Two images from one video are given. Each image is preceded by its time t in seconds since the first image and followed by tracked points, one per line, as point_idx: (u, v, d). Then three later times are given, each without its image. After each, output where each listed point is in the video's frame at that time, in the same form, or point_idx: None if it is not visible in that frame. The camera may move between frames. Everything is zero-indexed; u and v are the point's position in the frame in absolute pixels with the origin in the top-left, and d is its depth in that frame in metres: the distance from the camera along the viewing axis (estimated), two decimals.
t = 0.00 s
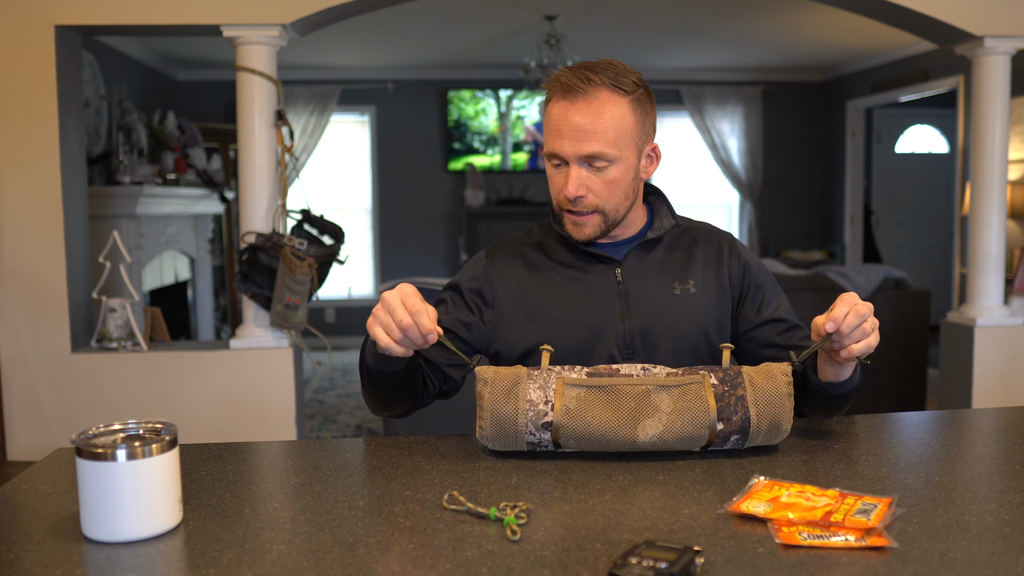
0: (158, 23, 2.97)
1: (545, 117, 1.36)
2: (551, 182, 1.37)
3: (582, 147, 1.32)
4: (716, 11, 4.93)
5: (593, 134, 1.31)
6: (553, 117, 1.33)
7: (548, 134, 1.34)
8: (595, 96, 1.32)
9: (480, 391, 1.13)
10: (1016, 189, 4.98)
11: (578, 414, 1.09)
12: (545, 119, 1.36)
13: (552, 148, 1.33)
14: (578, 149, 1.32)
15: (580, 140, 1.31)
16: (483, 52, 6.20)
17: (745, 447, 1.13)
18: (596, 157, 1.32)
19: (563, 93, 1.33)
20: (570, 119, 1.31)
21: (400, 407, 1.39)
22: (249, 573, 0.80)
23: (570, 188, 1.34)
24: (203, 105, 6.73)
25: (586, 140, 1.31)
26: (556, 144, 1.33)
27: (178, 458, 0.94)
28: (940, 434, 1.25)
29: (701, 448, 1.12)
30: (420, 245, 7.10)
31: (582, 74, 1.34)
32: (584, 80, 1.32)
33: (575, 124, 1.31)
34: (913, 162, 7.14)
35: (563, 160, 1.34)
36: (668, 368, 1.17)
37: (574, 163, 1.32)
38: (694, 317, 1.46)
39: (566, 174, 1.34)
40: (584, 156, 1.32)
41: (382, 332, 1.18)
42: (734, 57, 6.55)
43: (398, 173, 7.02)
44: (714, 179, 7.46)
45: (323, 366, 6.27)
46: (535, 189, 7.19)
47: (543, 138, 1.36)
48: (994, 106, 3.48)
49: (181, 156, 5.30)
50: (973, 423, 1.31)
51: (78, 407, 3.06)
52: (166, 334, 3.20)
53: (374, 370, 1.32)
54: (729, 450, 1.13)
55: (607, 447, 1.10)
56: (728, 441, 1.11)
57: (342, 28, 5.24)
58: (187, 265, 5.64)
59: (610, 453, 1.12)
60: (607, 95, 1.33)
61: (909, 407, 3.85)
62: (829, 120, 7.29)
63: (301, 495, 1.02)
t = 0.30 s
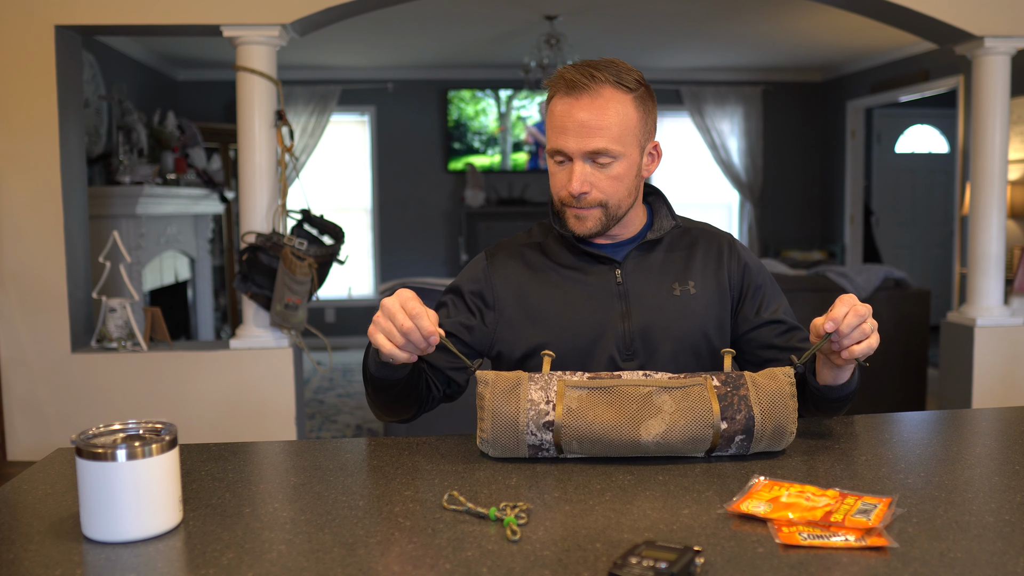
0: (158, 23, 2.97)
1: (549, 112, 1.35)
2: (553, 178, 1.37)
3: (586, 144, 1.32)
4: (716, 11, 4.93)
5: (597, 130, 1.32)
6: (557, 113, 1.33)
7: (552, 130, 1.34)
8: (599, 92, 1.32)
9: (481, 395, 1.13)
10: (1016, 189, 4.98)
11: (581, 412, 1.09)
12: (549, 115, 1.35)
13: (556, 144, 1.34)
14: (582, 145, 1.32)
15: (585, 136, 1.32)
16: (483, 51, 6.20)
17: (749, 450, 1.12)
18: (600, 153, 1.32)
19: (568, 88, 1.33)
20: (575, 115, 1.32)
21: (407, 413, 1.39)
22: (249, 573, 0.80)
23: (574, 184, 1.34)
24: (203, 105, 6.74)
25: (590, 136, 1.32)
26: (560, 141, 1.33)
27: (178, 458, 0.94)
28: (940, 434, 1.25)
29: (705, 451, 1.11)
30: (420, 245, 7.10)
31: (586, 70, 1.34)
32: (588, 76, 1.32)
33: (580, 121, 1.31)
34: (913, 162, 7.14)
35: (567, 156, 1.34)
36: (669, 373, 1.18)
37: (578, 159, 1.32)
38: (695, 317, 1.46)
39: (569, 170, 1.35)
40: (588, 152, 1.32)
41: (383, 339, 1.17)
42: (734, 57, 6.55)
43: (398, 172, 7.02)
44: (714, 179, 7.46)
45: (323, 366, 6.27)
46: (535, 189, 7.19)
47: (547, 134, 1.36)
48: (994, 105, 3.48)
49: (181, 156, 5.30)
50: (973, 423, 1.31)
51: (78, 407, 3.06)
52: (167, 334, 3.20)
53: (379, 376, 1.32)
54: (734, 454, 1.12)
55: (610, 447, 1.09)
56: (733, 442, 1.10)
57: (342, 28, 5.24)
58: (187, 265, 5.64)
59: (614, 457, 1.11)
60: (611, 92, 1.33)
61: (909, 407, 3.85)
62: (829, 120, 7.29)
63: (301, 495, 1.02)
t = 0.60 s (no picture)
0: (158, 23, 2.97)
1: (569, 120, 1.35)
2: (582, 185, 1.37)
3: (620, 143, 1.33)
4: (716, 11, 4.93)
5: (628, 127, 1.32)
6: (583, 116, 1.33)
7: (579, 136, 1.34)
8: (620, 90, 1.33)
9: (485, 394, 1.13)
10: (1016, 189, 4.98)
11: (583, 413, 1.09)
12: (569, 122, 1.35)
13: (587, 148, 1.33)
14: (616, 144, 1.32)
15: (618, 135, 1.32)
16: (483, 51, 6.20)
17: (751, 449, 1.12)
18: (633, 150, 1.33)
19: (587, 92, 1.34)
20: (603, 116, 1.32)
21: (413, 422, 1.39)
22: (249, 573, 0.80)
23: (611, 185, 1.34)
24: (203, 105, 6.74)
25: (622, 135, 1.32)
26: (591, 143, 1.33)
27: (177, 458, 0.94)
28: (941, 434, 1.25)
29: (707, 449, 1.11)
30: (420, 245, 7.10)
31: (599, 71, 1.35)
32: (604, 77, 1.33)
33: (609, 121, 1.32)
34: (913, 162, 7.14)
35: (599, 158, 1.34)
36: (672, 371, 1.18)
37: (612, 159, 1.33)
38: (694, 319, 1.46)
39: (602, 172, 1.35)
40: (623, 150, 1.32)
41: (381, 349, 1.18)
42: (734, 57, 6.55)
43: (398, 172, 7.02)
44: (714, 179, 7.46)
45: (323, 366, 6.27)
46: (535, 189, 7.19)
47: (572, 140, 1.35)
48: (994, 106, 3.48)
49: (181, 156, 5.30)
50: (973, 423, 1.31)
51: (78, 407, 3.06)
52: (167, 334, 3.19)
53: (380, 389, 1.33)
54: (736, 451, 1.13)
55: (612, 447, 1.09)
56: (734, 443, 1.11)
57: (341, 28, 5.24)
58: (187, 265, 5.64)
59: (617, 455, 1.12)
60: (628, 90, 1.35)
61: (909, 407, 3.85)
62: (829, 120, 7.29)
63: (301, 495, 1.02)
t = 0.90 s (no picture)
0: (158, 23, 2.97)
1: (592, 120, 1.36)
2: (606, 184, 1.38)
3: (647, 141, 1.35)
4: (716, 11, 4.93)
5: (653, 123, 1.35)
6: (608, 114, 1.35)
7: (605, 135, 1.35)
8: (641, 89, 1.36)
9: (485, 395, 1.14)
10: (1016, 189, 4.98)
11: (583, 412, 1.09)
12: (593, 122, 1.36)
13: (615, 146, 1.35)
14: (644, 140, 1.34)
15: (645, 131, 1.34)
16: (482, 52, 6.20)
17: (750, 449, 1.12)
18: (658, 146, 1.36)
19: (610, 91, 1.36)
20: (629, 113, 1.34)
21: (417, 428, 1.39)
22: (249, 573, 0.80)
23: (639, 182, 1.36)
24: (203, 105, 6.74)
25: (649, 133, 1.34)
26: (619, 141, 1.34)
27: (178, 458, 0.94)
28: (941, 434, 1.25)
29: (706, 450, 1.11)
30: (420, 245, 7.10)
31: (618, 72, 1.38)
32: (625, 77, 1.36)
33: (635, 119, 1.34)
34: (913, 163, 7.14)
35: (627, 155, 1.35)
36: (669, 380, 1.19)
37: (640, 156, 1.35)
38: (694, 320, 1.46)
39: (629, 170, 1.36)
40: (650, 146, 1.35)
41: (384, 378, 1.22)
42: (734, 57, 6.55)
43: (398, 172, 7.02)
44: (714, 179, 7.47)
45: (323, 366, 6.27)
46: (535, 189, 7.19)
47: (597, 139, 1.36)
48: (994, 106, 3.48)
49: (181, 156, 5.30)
50: (973, 423, 1.31)
51: (78, 407, 3.06)
52: (166, 334, 3.19)
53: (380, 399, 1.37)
54: (735, 452, 1.12)
55: (612, 445, 1.09)
56: (734, 441, 1.11)
57: (342, 28, 5.24)
58: (187, 265, 5.64)
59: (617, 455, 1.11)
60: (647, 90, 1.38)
61: (909, 407, 3.85)
62: (829, 119, 7.29)
63: (301, 495, 1.02)
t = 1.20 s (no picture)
0: (158, 22, 2.97)
1: (594, 120, 1.36)
2: (606, 184, 1.38)
3: (648, 142, 1.35)
4: (716, 11, 4.93)
5: (654, 124, 1.35)
6: (610, 114, 1.35)
7: (606, 134, 1.35)
8: (643, 90, 1.36)
9: (485, 393, 1.14)
10: (1016, 189, 4.98)
11: (583, 408, 1.09)
12: (594, 122, 1.36)
13: (617, 146, 1.35)
14: (645, 142, 1.34)
15: (647, 132, 1.34)
16: (483, 51, 6.20)
17: (750, 447, 1.12)
18: (659, 147, 1.36)
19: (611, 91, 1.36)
20: (630, 114, 1.34)
21: (424, 426, 1.41)
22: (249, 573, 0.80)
23: (640, 182, 1.36)
24: (203, 105, 6.73)
25: (650, 134, 1.34)
26: (621, 141, 1.34)
27: (177, 458, 0.94)
28: (940, 434, 1.25)
29: (705, 448, 1.11)
30: (420, 246, 7.10)
31: (619, 73, 1.38)
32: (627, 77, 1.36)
33: (636, 120, 1.33)
34: (913, 162, 7.14)
35: (628, 155, 1.35)
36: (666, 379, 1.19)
37: (640, 157, 1.35)
38: (694, 322, 1.46)
39: (630, 170, 1.36)
40: (651, 147, 1.35)
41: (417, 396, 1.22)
42: (734, 57, 6.55)
43: (398, 172, 7.02)
44: (714, 179, 7.47)
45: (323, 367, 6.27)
46: (535, 189, 7.19)
47: (599, 139, 1.36)
48: (994, 106, 3.48)
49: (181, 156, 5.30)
50: (973, 423, 1.31)
51: (78, 407, 3.06)
52: (167, 334, 3.19)
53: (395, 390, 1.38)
54: (734, 450, 1.12)
55: (612, 443, 1.09)
56: (733, 437, 1.10)
57: (341, 28, 5.24)
58: (187, 265, 5.64)
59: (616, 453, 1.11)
60: (648, 91, 1.38)
61: (909, 407, 3.85)
62: (829, 119, 7.29)
63: (302, 495, 1.02)
